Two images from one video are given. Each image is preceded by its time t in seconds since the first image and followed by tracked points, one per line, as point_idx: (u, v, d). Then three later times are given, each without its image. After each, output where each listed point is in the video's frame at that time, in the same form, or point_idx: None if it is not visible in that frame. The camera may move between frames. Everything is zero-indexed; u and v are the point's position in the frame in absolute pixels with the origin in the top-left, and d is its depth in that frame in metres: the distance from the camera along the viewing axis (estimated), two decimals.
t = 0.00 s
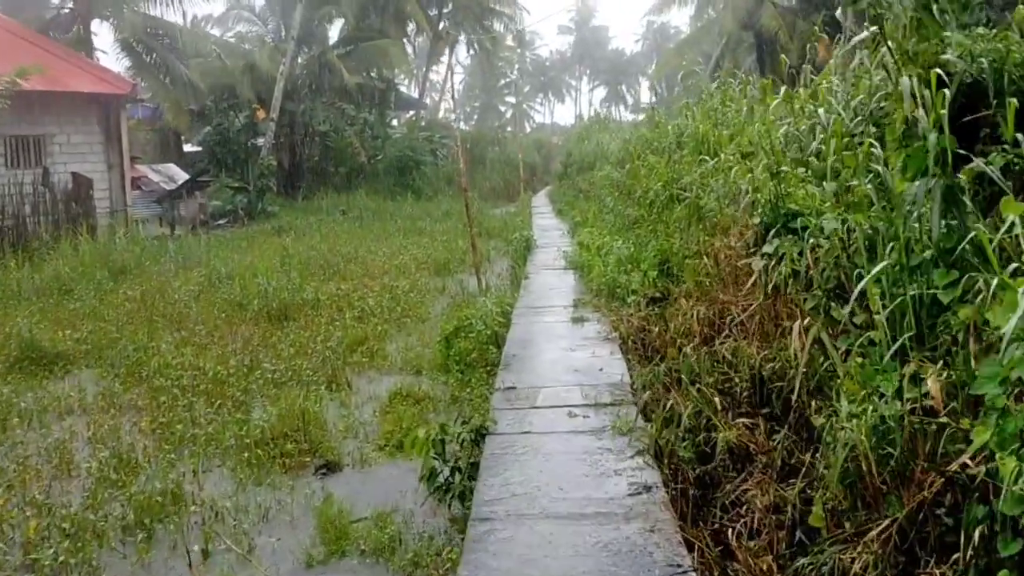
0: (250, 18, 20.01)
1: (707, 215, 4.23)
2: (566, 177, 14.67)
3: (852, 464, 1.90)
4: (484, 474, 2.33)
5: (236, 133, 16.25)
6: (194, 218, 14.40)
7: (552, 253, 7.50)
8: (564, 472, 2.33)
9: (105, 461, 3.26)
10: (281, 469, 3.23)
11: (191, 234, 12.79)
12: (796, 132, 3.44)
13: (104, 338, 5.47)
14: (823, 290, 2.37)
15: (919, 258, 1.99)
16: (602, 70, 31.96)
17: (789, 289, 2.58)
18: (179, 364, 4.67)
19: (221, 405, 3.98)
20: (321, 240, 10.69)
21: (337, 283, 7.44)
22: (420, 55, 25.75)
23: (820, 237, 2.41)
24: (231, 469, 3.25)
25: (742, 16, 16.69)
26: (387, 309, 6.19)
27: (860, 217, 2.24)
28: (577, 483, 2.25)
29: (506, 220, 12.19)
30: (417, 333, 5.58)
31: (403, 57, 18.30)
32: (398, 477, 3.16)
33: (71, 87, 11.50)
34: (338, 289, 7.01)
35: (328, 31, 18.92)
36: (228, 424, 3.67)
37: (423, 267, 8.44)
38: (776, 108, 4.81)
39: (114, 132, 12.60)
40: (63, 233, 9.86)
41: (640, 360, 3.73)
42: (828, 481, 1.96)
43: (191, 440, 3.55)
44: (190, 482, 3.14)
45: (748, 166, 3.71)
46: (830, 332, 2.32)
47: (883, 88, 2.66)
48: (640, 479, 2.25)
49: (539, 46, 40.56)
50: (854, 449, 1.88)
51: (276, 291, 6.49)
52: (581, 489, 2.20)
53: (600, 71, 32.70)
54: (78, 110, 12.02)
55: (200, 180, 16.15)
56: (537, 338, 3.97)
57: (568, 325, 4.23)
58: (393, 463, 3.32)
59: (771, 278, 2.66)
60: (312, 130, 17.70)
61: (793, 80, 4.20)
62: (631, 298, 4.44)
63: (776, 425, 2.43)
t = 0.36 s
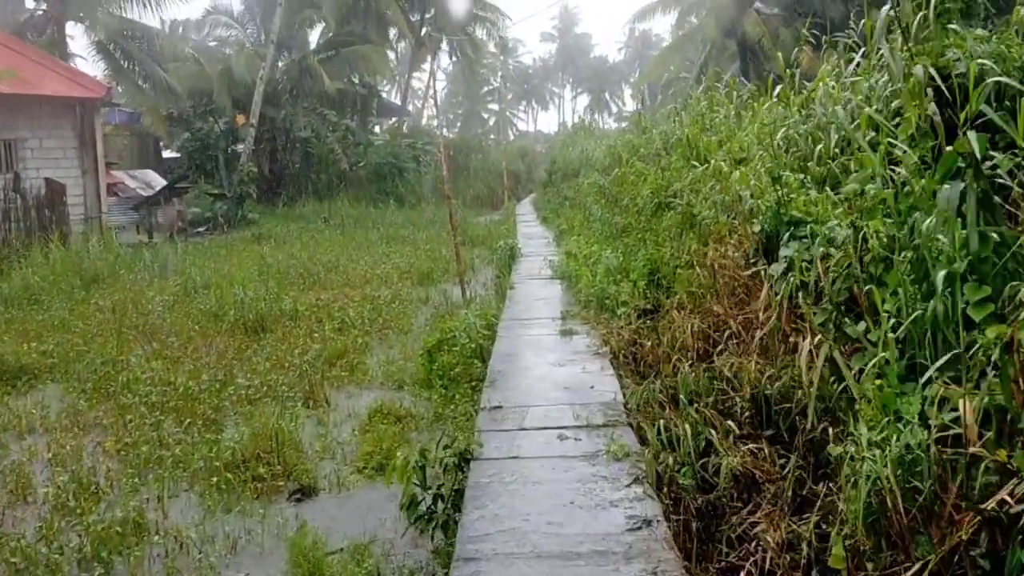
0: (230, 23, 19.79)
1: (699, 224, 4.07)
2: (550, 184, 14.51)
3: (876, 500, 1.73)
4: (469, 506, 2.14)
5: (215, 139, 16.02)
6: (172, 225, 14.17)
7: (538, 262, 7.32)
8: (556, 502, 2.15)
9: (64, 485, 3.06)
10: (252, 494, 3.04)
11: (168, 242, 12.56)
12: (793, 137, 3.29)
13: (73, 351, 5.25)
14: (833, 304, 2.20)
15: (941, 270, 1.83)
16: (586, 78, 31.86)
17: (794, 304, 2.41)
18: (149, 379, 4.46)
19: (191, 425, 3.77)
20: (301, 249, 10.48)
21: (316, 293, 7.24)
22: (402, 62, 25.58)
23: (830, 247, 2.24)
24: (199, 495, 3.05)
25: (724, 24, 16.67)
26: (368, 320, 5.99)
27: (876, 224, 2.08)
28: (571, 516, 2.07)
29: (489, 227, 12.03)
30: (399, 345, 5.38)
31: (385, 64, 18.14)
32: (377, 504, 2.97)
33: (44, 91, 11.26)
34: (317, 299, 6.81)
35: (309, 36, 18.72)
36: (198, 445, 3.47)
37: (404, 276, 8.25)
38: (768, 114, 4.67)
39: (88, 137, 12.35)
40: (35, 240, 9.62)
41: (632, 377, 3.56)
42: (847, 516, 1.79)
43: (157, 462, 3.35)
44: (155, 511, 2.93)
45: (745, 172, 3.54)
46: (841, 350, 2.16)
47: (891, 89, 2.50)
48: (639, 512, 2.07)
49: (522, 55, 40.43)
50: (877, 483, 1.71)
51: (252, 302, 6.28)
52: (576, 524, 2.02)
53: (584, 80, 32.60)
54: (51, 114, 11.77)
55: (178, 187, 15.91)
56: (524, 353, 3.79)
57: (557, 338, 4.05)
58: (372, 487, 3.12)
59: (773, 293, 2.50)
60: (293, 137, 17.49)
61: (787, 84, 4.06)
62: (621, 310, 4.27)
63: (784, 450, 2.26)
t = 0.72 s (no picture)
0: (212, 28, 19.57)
1: (695, 232, 3.90)
2: (536, 191, 14.33)
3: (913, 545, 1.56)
4: (456, 545, 1.95)
5: (196, 145, 15.79)
6: (151, 232, 13.93)
7: (527, 271, 7.13)
8: (551, 540, 1.96)
9: (19, 515, 2.85)
10: (222, 524, 2.83)
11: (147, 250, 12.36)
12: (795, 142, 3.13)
13: (40, 364, 5.02)
14: (850, 322, 2.03)
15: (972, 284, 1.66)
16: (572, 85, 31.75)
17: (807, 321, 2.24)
18: (118, 396, 4.24)
19: (160, 446, 3.56)
20: (282, 257, 10.27)
21: (297, 304, 7.03)
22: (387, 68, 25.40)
23: (847, 261, 2.06)
24: (164, 524, 2.85)
25: (711, 28, 16.54)
26: (350, 331, 5.79)
27: (898, 231, 1.90)
28: (569, 556, 1.88)
29: (475, 235, 11.85)
30: (382, 359, 5.18)
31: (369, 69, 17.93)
32: (357, 534, 2.78)
33: (20, 94, 11.02)
34: (297, 310, 6.59)
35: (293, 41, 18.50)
36: (166, 468, 3.26)
37: (389, 286, 8.05)
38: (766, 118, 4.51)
39: (65, 143, 12.10)
40: (7, 248, 9.38)
41: (627, 395, 3.38)
42: (877, 560, 1.61)
43: (122, 488, 3.14)
44: (115, 543, 2.73)
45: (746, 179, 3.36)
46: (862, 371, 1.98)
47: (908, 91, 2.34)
48: (642, 551, 1.88)
49: (508, 62, 40.33)
50: (913, 526, 1.53)
51: (230, 313, 6.07)
52: (575, 565, 1.83)
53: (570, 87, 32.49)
54: (27, 119, 11.52)
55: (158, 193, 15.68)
56: (513, 369, 3.59)
57: (547, 353, 3.86)
58: (351, 515, 2.93)
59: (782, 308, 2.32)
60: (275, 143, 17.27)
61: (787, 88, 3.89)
62: (613, 323, 4.08)
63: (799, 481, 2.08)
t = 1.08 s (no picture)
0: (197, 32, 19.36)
1: (696, 243, 3.72)
2: (525, 198, 14.16)
3: None
4: None
5: (179, 151, 15.58)
6: (133, 239, 13.72)
7: (516, 280, 6.94)
8: None
9: None
10: (190, 559, 2.63)
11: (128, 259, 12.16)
12: (805, 150, 2.96)
13: (7, 379, 4.80)
14: (880, 345, 1.84)
15: None
16: (560, 91, 31.61)
17: (828, 342, 2.06)
18: (86, 415, 4.03)
19: (128, 470, 3.35)
20: (266, 265, 10.07)
21: (278, 314, 6.82)
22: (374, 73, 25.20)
23: (877, 277, 1.88)
24: (126, 558, 2.65)
25: (701, 34, 16.49)
26: (333, 343, 5.58)
27: (935, 246, 1.73)
28: None
29: (463, 241, 11.67)
30: (365, 372, 4.97)
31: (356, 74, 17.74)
32: (335, 570, 2.58)
33: None
34: (278, 321, 6.39)
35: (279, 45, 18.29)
36: (131, 495, 3.06)
37: (374, 294, 7.85)
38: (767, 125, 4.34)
39: (43, 149, 11.87)
40: None
41: (624, 415, 3.20)
42: None
43: (84, 517, 2.93)
44: None
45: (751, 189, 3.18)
46: (892, 401, 1.80)
47: (935, 95, 2.16)
48: None
49: (496, 68, 40.13)
50: None
51: (208, 325, 5.86)
52: None
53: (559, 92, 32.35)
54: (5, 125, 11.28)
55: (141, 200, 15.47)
56: (502, 386, 3.39)
57: (539, 368, 3.67)
58: (328, 546, 2.73)
59: (799, 327, 2.14)
60: (260, 148, 17.07)
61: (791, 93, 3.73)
62: (608, 336, 3.90)
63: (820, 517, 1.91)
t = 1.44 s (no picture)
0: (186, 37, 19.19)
1: (699, 253, 3.56)
2: (518, 204, 14.01)
3: None
4: None
5: (168, 156, 15.43)
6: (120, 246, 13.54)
7: (509, 289, 6.76)
8: None
9: None
10: None
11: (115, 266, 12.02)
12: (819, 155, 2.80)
13: None
14: (912, 368, 1.67)
15: None
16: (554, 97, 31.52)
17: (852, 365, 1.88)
18: (56, 432, 3.82)
19: (97, 494, 3.15)
20: (254, 272, 9.89)
21: (265, 326, 6.63)
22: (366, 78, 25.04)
23: (910, 294, 1.71)
24: None
25: (698, 38, 16.62)
26: (319, 355, 5.38)
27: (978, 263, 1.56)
28: None
29: (456, 249, 11.53)
30: (353, 385, 4.78)
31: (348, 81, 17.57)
32: None
33: None
34: (264, 333, 6.19)
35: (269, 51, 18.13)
36: (98, 521, 2.85)
37: (364, 304, 7.67)
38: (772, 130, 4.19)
39: (27, 155, 11.67)
40: None
41: (625, 437, 3.03)
42: None
43: (45, 545, 2.72)
44: None
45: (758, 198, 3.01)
46: (927, 432, 1.64)
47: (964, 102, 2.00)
48: None
49: (489, 74, 40.01)
50: None
51: (190, 335, 5.65)
52: None
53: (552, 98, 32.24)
54: None
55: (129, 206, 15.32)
56: (497, 403, 3.21)
57: (534, 384, 3.49)
58: None
59: (820, 347, 1.98)
60: (251, 154, 16.92)
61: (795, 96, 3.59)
62: (606, 350, 3.74)
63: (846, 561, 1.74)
